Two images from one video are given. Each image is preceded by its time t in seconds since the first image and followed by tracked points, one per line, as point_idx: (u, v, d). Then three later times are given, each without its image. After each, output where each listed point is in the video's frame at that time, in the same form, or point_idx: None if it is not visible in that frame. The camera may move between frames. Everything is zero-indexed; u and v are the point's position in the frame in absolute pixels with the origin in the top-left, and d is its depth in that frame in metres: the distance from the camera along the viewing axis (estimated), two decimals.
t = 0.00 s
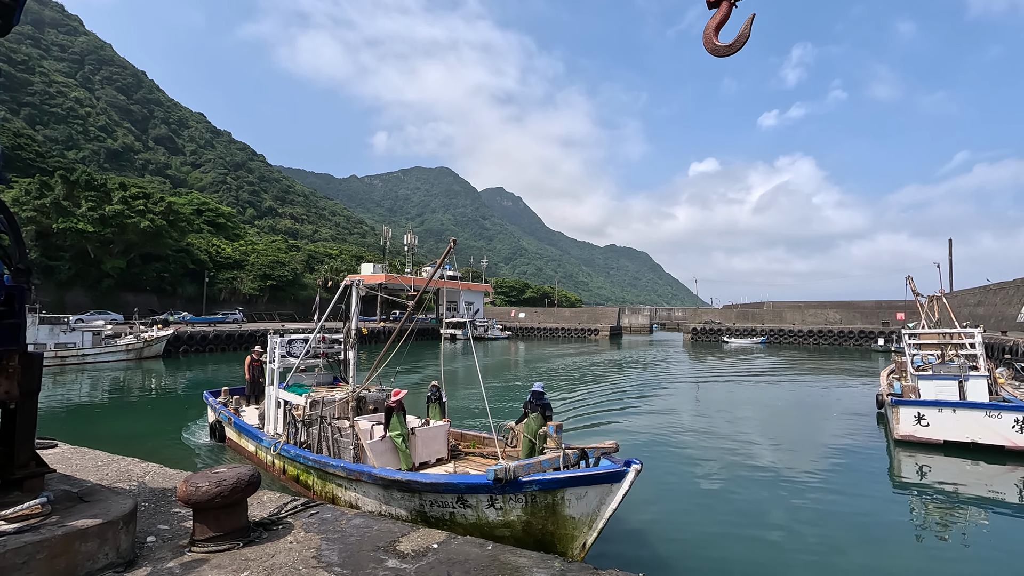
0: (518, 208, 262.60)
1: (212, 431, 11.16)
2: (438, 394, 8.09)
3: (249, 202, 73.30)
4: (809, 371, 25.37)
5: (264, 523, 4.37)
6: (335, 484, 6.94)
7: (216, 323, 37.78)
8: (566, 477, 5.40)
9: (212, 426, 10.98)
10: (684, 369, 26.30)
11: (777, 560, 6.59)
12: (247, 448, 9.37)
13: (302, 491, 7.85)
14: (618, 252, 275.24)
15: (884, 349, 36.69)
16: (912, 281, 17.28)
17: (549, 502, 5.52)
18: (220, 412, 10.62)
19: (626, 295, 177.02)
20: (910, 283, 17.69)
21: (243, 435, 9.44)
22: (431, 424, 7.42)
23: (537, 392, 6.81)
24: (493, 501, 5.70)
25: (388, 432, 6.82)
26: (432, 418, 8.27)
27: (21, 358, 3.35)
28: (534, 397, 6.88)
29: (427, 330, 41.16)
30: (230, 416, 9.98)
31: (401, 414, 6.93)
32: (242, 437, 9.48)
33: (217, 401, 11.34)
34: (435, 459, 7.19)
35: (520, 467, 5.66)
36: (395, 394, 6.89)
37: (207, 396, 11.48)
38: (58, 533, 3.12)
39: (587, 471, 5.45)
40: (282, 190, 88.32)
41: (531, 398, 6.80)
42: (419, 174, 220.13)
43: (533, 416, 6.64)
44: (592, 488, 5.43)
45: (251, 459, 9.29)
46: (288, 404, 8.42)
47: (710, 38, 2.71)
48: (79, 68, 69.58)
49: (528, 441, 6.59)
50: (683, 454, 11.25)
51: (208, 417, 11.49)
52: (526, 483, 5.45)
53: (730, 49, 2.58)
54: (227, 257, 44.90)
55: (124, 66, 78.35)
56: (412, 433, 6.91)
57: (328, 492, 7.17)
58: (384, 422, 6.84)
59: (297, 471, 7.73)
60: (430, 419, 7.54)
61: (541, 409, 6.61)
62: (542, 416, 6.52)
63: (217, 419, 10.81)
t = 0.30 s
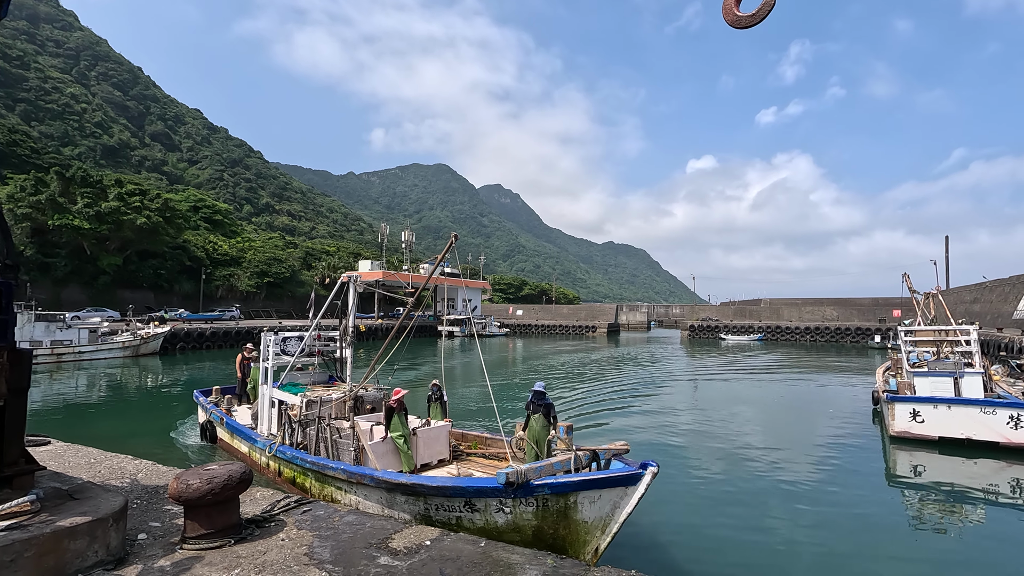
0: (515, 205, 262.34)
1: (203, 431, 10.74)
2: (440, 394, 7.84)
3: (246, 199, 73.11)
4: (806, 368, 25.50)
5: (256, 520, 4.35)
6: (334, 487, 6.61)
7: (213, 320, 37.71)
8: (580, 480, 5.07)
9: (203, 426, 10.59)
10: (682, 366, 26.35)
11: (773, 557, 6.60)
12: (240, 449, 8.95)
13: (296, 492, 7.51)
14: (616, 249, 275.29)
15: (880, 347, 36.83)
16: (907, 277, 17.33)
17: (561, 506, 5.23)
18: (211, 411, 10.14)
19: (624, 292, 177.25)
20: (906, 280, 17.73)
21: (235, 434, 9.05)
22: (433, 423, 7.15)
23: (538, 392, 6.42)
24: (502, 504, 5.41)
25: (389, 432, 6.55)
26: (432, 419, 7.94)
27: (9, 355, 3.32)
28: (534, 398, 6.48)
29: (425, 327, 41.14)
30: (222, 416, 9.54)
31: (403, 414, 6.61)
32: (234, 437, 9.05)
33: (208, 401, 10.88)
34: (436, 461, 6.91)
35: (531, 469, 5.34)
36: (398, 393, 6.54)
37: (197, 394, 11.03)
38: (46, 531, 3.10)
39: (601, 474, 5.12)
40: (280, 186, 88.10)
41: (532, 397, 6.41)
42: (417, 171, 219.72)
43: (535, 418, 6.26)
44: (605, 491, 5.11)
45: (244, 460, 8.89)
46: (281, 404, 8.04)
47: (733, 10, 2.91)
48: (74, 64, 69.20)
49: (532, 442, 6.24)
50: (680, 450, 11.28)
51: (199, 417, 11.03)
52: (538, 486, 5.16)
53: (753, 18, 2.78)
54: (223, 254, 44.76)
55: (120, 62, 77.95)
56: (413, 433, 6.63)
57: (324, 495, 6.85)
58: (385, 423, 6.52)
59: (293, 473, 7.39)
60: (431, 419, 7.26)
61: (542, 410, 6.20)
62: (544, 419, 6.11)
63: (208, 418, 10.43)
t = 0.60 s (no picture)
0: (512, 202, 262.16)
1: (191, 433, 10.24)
2: (438, 393, 7.65)
3: (241, 196, 72.79)
4: (800, 365, 25.59)
5: (241, 516, 4.33)
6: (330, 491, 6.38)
7: (208, 318, 37.58)
8: (591, 483, 5.02)
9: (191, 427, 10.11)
10: (677, 363, 26.39)
11: (765, 554, 6.63)
12: (229, 449, 8.56)
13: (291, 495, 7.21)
14: (612, 247, 275.50)
15: (874, 344, 37.02)
16: (900, 275, 17.42)
17: (570, 509, 5.14)
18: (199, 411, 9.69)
19: (620, 290, 177.29)
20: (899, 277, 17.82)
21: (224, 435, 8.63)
22: (431, 423, 6.94)
23: (539, 390, 6.13)
24: (509, 508, 5.26)
25: (386, 433, 6.31)
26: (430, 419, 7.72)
27: None
28: (535, 397, 6.18)
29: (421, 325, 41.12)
30: (212, 416, 9.14)
31: (402, 414, 6.39)
32: (223, 438, 8.64)
33: (196, 400, 10.40)
34: (435, 462, 6.69)
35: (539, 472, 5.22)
36: (397, 393, 6.30)
37: (185, 394, 10.53)
38: (26, 527, 3.08)
39: (613, 476, 5.09)
40: (275, 183, 87.76)
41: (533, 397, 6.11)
42: (413, 168, 219.15)
43: (537, 417, 5.97)
44: (616, 494, 5.11)
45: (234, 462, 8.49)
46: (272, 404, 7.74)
47: None
48: (67, 59, 68.71)
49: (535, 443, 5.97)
50: (673, 447, 11.32)
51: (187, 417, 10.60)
52: (547, 489, 5.06)
53: None
54: (218, 251, 44.59)
55: (113, 57, 77.39)
56: (412, 433, 6.44)
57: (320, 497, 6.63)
58: (382, 423, 6.32)
59: (286, 476, 7.09)
60: (429, 419, 7.05)
61: (544, 410, 5.91)
62: (547, 418, 5.83)
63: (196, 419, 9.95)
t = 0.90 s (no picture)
0: (507, 201, 261.97)
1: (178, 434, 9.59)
2: (437, 394, 7.56)
3: (235, 193, 72.40)
4: (794, 363, 25.68)
5: (229, 515, 4.30)
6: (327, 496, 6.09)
7: (202, 316, 37.37)
8: (606, 485, 4.92)
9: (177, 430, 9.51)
10: (672, 362, 26.38)
11: (758, 552, 6.64)
12: (218, 453, 8.04)
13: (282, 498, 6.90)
14: (607, 245, 275.85)
15: (868, 342, 37.23)
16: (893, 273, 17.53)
17: (583, 513, 5.01)
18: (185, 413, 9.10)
19: (616, 288, 177.32)
20: (893, 275, 17.92)
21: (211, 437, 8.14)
22: (430, 424, 6.82)
23: (545, 391, 6.07)
24: (518, 513, 5.08)
25: (386, 435, 6.09)
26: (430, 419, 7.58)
27: None
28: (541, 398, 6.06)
29: (416, 323, 41.04)
30: (199, 418, 8.56)
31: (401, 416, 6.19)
32: (212, 441, 8.11)
33: (183, 402, 9.82)
34: (435, 464, 6.62)
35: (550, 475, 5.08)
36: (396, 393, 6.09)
37: (171, 396, 9.99)
38: (6, 528, 3.04)
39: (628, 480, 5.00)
40: (270, 181, 87.38)
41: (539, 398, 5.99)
42: (409, 166, 218.58)
43: (545, 417, 5.84)
44: (631, 497, 5.03)
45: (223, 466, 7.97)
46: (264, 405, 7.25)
47: None
48: (59, 55, 68.12)
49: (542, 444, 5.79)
50: (667, 445, 11.32)
51: (173, 420, 10.01)
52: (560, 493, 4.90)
53: None
54: (212, 249, 44.33)
55: (106, 54, 76.75)
56: (411, 435, 6.30)
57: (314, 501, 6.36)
58: (381, 425, 6.06)
59: (280, 480, 6.67)
60: (428, 421, 6.90)
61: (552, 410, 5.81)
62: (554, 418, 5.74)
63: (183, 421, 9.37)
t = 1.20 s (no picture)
0: (503, 199, 261.74)
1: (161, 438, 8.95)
2: (437, 395, 7.35)
3: (229, 191, 71.99)
4: (790, 361, 25.73)
5: (218, 519, 4.23)
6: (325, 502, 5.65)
7: (195, 314, 37.11)
8: (625, 490, 4.56)
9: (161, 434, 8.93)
10: (667, 359, 26.38)
11: (754, 550, 6.59)
12: (207, 457, 7.46)
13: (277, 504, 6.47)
14: (602, 244, 276.24)
15: (861, 339, 37.42)
16: (889, 271, 17.56)
17: (601, 520, 4.64)
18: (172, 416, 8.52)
19: (611, 286, 177.47)
20: (887, 273, 17.96)
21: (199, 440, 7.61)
22: (432, 425, 6.58)
23: (556, 389, 5.62)
24: (532, 520, 4.70)
25: (386, 438, 5.86)
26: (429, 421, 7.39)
27: None
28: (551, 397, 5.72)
29: (411, 322, 40.96)
30: (186, 421, 7.96)
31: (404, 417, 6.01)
32: (200, 444, 7.57)
33: (168, 404, 9.24)
34: (437, 467, 6.40)
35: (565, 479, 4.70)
36: (397, 395, 5.89)
37: (157, 399, 9.60)
38: None
39: (650, 484, 4.63)
40: (264, 179, 86.94)
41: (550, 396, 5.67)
42: (404, 164, 218.08)
43: (556, 418, 5.58)
44: (651, 502, 4.67)
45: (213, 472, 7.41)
46: (256, 407, 7.03)
47: None
48: (50, 52, 67.55)
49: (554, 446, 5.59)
50: (663, 443, 11.30)
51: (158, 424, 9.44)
52: (575, 498, 4.56)
53: None
54: (206, 247, 44.04)
55: (97, 51, 76.09)
56: (411, 437, 6.13)
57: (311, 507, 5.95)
58: (381, 427, 5.84)
59: (274, 485, 6.17)
60: (429, 422, 6.63)
61: (563, 411, 5.54)
62: (566, 420, 5.48)
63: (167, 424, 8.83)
